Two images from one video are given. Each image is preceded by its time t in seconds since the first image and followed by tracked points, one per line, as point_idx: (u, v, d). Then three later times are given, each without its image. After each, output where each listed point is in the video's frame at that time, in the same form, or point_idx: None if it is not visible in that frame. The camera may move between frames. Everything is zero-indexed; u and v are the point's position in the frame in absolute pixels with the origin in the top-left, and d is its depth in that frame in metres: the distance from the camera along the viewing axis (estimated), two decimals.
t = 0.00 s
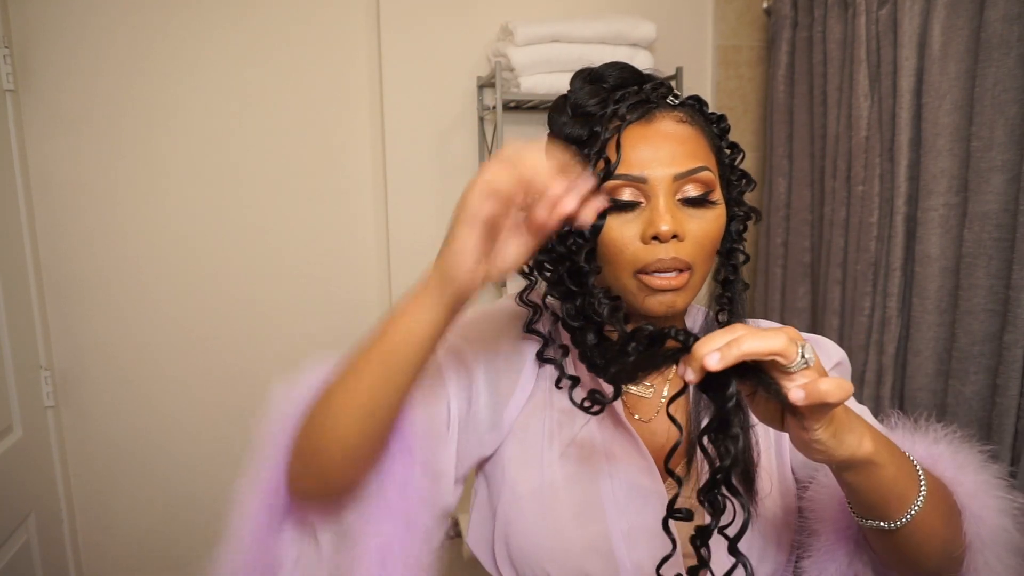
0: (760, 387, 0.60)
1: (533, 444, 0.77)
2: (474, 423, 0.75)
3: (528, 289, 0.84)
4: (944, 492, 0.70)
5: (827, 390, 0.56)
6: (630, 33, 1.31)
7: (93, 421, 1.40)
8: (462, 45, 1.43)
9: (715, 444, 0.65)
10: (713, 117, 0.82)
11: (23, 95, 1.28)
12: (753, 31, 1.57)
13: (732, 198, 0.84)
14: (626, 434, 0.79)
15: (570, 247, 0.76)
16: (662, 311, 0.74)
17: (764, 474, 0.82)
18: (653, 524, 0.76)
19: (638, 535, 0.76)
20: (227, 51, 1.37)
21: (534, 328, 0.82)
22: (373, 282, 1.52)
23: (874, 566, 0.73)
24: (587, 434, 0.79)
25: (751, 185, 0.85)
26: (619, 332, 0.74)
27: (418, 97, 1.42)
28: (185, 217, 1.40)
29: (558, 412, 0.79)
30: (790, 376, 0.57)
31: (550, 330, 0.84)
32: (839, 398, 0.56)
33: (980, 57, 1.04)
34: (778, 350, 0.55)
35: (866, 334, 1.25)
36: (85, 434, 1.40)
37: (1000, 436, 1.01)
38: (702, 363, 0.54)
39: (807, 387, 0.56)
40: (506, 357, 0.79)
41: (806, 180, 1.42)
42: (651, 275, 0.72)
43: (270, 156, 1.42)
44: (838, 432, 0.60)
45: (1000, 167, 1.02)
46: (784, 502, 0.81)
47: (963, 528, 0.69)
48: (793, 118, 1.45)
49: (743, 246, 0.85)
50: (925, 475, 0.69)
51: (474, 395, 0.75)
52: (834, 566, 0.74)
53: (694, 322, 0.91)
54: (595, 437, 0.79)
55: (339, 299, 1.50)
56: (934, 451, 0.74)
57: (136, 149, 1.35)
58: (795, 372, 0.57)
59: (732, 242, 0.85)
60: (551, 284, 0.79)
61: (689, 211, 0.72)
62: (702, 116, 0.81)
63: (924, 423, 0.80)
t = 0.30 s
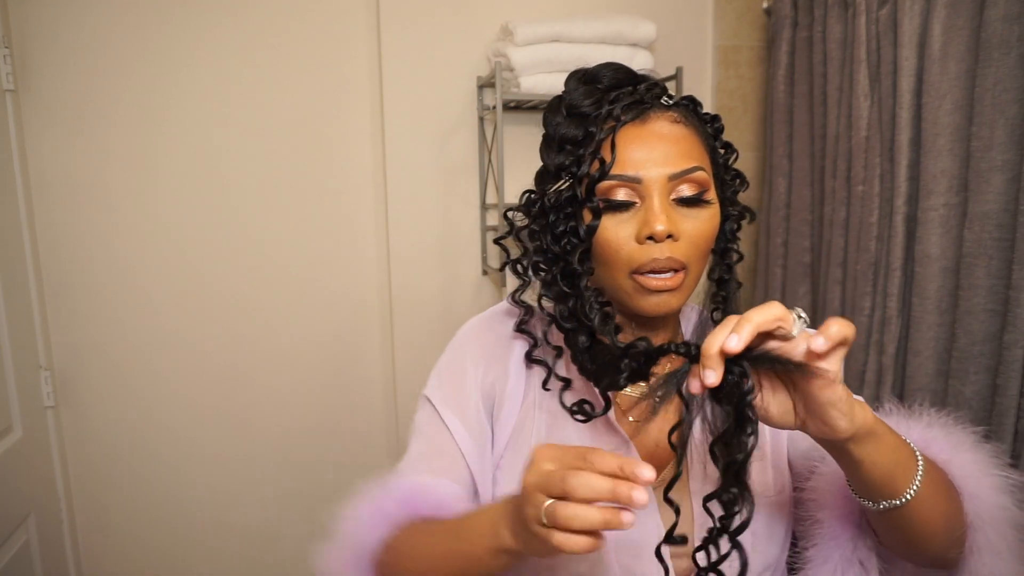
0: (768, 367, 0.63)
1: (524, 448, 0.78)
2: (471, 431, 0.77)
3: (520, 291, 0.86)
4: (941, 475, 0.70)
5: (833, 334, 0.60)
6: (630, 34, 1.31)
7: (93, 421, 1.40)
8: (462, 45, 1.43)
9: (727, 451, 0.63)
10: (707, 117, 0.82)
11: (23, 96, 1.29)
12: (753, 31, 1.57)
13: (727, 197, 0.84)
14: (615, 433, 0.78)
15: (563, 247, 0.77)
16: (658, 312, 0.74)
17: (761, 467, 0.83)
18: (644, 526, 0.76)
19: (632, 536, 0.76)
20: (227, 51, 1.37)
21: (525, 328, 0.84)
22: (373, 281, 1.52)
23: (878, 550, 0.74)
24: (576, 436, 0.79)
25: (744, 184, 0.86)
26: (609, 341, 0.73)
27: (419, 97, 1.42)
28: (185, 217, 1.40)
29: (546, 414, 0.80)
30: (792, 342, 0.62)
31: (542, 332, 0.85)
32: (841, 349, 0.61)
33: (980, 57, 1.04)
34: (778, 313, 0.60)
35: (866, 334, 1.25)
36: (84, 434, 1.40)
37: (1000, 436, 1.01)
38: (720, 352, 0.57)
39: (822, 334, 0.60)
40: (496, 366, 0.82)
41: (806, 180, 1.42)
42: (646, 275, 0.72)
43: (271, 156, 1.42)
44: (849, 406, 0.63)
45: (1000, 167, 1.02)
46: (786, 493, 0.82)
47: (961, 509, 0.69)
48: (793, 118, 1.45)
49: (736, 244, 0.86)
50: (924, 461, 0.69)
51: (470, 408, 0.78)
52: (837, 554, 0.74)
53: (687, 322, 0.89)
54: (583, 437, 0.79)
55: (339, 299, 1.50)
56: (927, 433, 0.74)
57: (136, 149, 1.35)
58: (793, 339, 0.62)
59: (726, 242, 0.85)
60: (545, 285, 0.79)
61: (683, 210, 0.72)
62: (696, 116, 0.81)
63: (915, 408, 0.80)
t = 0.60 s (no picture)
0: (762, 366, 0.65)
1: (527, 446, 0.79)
2: (475, 428, 0.77)
3: (518, 289, 0.86)
4: (924, 471, 0.72)
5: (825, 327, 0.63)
6: (630, 34, 1.31)
7: (93, 421, 1.40)
8: (462, 45, 1.43)
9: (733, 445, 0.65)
10: (700, 120, 0.82)
11: (23, 96, 1.28)
12: (753, 31, 1.57)
13: (720, 199, 0.83)
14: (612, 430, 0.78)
15: (559, 248, 0.77)
16: (651, 312, 0.74)
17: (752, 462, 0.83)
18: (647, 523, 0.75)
19: (632, 532, 0.75)
20: (227, 51, 1.37)
21: (525, 327, 0.85)
22: (373, 281, 1.52)
23: (862, 540, 0.75)
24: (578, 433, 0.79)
25: (736, 186, 0.85)
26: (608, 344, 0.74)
27: (419, 97, 1.42)
28: (185, 217, 1.40)
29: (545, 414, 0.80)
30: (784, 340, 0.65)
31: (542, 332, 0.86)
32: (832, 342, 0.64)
33: (980, 58, 1.04)
34: (771, 312, 0.62)
35: (867, 334, 1.25)
36: (84, 434, 1.40)
37: (1000, 436, 1.01)
38: (721, 350, 0.59)
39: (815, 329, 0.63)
40: (498, 364, 0.82)
41: (806, 180, 1.42)
42: (639, 277, 0.72)
43: (271, 156, 1.42)
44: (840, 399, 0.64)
45: (1000, 167, 1.02)
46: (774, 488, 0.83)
47: (941, 501, 0.72)
48: (793, 118, 1.45)
49: (727, 245, 0.86)
50: (905, 456, 0.71)
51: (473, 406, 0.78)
52: (827, 545, 0.75)
53: (680, 321, 0.89)
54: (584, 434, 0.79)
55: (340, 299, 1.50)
56: (908, 429, 0.76)
57: (136, 149, 1.35)
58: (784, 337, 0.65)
59: (717, 244, 0.85)
60: (542, 287, 0.80)
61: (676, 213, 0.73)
62: (689, 119, 0.81)
63: (896, 404, 0.82)
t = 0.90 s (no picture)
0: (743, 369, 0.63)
1: (525, 430, 0.79)
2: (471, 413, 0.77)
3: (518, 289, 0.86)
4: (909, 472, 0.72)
5: (801, 356, 0.60)
6: (630, 34, 1.31)
7: (93, 422, 1.40)
8: (462, 45, 1.43)
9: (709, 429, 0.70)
10: (694, 125, 0.82)
11: (23, 96, 1.29)
12: (753, 31, 1.57)
13: (712, 202, 0.83)
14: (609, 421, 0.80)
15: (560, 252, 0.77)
16: (648, 312, 0.74)
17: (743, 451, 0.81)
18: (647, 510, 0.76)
19: (631, 518, 0.76)
20: (227, 51, 1.37)
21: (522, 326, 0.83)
22: (373, 281, 1.52)
23: (846, 532, 0.75)
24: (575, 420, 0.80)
25: (729, 190, 0.84)
26: (605, 345, 0.77)
27: (418, 97, 1.42)
28: (184, 216, 1.40)
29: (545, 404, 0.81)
30: (764, 353, 0.62)
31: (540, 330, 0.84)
32: (807, 368, 0.61)
33: (980, 58, 1.04)
34: (755, 331, 0.60)
35: (866, 334, 1.25)
36: (84, 434, 1.40)
37: (1000, 436, 1.01)
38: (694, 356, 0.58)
39: (785, 354, 0.60)
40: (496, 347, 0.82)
41: (806, 180, 1.42)
42: (637, 279, 0.72)
43: (270, 156, 1.42)
44: (808, 405, 0.63)
45: (1000, 167, 1.02)
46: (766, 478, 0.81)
47: (924, 497, 0.72)
48: (793, 118, 1.45)
49: (723, 246, 0.85)
50: (886, 451, 0.70)
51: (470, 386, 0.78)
52: (812, 538, 0.75)
53: (675, 318, 0.89)
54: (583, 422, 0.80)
55: (340, 299, 1.50)
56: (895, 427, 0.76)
57: (135, 149, 1.35)
58: (770, 350, 0.61)
59: (712, 246, 0.85)
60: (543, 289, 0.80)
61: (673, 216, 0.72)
62: (684, 125, 0.81)
63: (885, 403, 0.81)
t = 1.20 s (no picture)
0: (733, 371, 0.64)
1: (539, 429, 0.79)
2: (482, 416, 0.76)
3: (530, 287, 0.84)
4: (894, 484, 0.73)
5: (791, 375, 0.61)
6: (630, 34, 1.31)
7: (93, 422, 1.40)
8: (462, 45, 1.43)
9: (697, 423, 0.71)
10: (700, 129, 0.82)
11: (23, 96, 1.29)
12: (753, 31, 1.57)
13: (716, 204, 0.83)
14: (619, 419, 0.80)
15: (568, 250, 0.76)
16: (651, 309, 0.75)
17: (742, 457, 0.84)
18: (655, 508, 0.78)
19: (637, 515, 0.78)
20: (226, 51, 1.37)
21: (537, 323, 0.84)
22: (372, 282, 1.52)
23: (833, 543, 0.75)
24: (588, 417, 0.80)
25: (734, 192, 0.84)
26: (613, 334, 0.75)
27: (419, 97, 1.42)
28: (183, 216, 1.39)
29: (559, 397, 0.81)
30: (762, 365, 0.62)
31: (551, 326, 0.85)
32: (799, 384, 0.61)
33: (980, 58, 1.04)
34: (755, 342, 0.59)
35: (866, 334, 1.25)
36: (84, 434, 1.40)
37: (1000, 437, 1.01)
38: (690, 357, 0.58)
39: (777, 370, 0.61)
40: (506, 345, 0.82)
41: (806, 180, 1.42)
42: (641, 276, 0.73)
43: (270, 156, 1.42)
44: (797, 417, 0.64)
45: (1000, 167, 1.02)
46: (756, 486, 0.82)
47: (908, 515, 0.73)
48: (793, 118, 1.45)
49: (728, 246, 0.84)
50: (873, 466, 0.72)
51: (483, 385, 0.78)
52: (798, 546, 0.76)
53: (681, 317, 0.90)
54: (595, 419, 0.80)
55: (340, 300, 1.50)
56: (889, 446, 0.77)
57: (135, 150, 1.35)
58: (768, 362, 0.61)
59: (716, 246, 0.84)
60: (550, 288, 0.79)
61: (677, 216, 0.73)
62: (690, 129, 0.81)
63: (883, 422, 0.82)
